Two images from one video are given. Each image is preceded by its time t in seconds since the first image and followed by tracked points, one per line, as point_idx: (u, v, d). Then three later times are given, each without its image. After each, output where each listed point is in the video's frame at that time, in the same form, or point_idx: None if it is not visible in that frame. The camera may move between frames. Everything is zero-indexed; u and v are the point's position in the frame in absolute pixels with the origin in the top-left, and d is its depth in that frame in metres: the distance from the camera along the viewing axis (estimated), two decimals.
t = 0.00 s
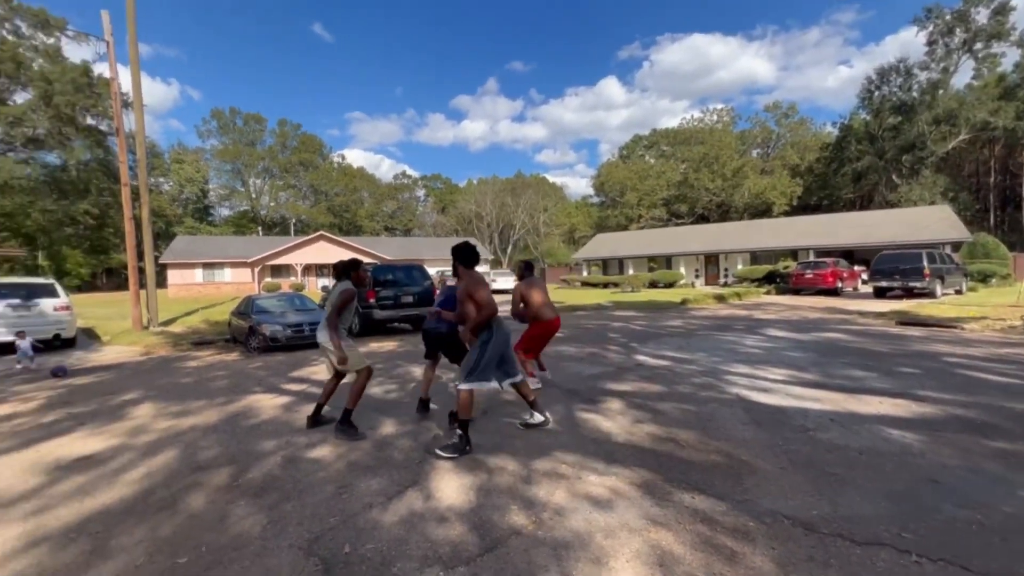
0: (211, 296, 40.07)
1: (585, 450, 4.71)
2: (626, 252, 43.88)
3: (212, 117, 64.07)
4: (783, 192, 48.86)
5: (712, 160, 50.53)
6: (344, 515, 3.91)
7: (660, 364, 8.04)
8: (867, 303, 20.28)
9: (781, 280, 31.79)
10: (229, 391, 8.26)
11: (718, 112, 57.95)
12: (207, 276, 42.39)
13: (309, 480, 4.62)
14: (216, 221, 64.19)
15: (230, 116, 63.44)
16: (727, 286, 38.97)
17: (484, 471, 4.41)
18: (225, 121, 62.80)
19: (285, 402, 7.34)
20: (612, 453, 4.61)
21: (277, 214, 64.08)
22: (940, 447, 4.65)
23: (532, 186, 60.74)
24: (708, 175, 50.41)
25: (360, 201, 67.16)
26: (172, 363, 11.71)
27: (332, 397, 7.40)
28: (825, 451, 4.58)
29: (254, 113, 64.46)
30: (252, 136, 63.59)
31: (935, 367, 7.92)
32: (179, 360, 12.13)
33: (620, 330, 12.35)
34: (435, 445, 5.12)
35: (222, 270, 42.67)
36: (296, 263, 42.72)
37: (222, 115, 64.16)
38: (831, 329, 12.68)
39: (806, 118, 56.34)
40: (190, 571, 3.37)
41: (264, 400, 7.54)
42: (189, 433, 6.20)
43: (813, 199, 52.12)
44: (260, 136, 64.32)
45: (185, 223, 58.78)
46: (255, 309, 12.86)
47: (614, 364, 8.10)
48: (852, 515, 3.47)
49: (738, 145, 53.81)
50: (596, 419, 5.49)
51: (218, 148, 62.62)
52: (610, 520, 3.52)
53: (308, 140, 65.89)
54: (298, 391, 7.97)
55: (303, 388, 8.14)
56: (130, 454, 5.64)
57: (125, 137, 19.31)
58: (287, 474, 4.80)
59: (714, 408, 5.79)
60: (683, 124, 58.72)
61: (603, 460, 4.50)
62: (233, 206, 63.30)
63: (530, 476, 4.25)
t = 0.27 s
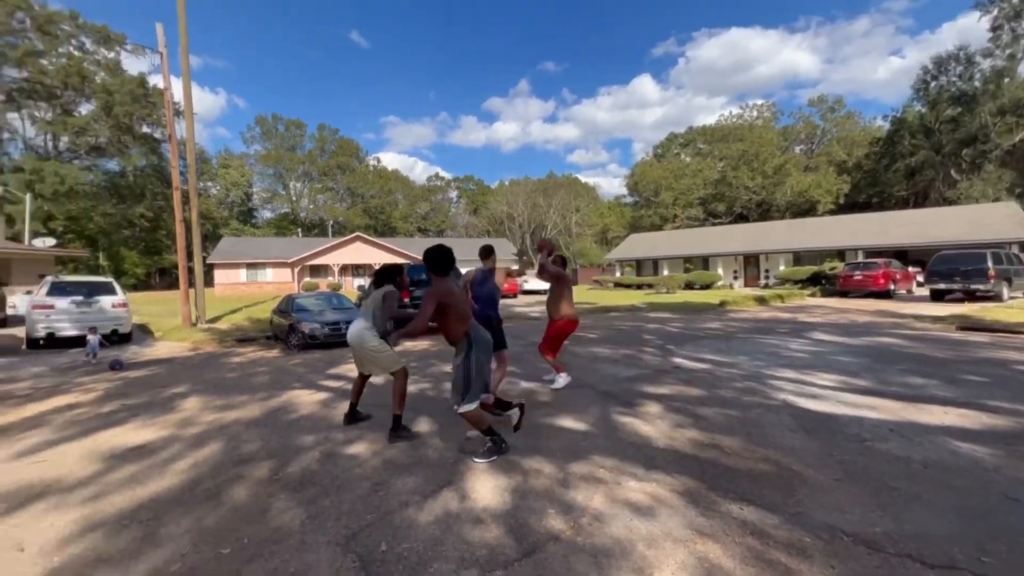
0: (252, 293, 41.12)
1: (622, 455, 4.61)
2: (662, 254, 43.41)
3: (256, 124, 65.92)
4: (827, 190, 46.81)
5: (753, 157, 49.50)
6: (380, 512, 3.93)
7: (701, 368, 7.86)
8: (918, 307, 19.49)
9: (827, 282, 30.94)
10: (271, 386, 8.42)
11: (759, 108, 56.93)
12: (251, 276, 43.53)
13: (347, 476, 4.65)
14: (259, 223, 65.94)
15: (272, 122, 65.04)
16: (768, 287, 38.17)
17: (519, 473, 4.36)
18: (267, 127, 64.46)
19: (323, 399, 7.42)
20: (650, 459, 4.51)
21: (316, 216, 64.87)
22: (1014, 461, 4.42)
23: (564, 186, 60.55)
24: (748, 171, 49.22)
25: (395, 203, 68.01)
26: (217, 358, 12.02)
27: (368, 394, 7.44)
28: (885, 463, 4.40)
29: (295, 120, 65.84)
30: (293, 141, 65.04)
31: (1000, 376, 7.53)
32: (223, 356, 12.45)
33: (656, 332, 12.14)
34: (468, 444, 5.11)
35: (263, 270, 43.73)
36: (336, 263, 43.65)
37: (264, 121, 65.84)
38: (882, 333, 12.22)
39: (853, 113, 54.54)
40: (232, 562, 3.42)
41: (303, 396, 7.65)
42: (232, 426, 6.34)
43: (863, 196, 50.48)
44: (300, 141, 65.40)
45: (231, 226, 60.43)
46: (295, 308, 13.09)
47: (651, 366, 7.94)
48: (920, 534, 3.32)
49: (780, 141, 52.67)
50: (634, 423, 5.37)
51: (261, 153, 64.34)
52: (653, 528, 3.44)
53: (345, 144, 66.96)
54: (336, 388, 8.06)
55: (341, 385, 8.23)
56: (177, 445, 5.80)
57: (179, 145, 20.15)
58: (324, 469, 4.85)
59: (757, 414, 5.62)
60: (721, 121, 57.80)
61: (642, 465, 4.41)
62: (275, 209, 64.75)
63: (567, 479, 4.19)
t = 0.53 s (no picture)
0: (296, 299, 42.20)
1: (664, 474, 4.46)
2: (702, 262, 42.86)
3: (301, 137, 67.93)
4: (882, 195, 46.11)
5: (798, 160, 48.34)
6: (415, 526, 3.89)
7: (747, 383, 7.59)
8: (979, 320, 18.55)
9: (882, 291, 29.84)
10: (311, 392, 8.50)
11: (807, 110, 55.52)
12: (294, 282, 44.78)
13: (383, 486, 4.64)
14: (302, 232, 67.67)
15: (316, 135, 66.89)
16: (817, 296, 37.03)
17: (558, 491, 4.27)
18: (312, 140, 66.09)
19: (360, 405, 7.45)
20: (693, 479, 4.35)
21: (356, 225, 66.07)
22: None
23: (600, 193, 60.21)
24: (794, 176, 47.85)
25: (431, 211, 68.77)
26: (260, 364, 12.25)
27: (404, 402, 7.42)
28: (964, 493, 4.16)
29: (338, 132, 67.45)
30: (335, 152, 66.71)
31: None
32: (267, 361, 12.68)
33: (697, 343, 11.84)
34: (504, 457, 5.03)
35: (306, 278, 44.80)
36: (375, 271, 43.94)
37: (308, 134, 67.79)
38: (943, 348, 11.61)
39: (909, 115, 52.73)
40: (270, 572, 3.44)
41: (342, 402, 7.70)
42: (273, 431, 6.43)
43: (922, 201, 48.46)
44: (342, 152, 66.69)
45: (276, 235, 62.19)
46: (334, 315, 13.26)
47: (694, 380, 7.72)
48: None
49: (830, 143, 51.21)
50: (677, 440, 5.18)
51: (306, 164, 66.23)
52: (702, 558, 3.31)
53: (384, 155, 68.11)
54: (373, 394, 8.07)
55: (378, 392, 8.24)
56: (220, 449, 5.90)
57: (231, 159, 20.92)
58: (362, 478, 4.86)
59: (807, 434, 5.39)
60: (765, 124, 56.66)
61: (686, 487, 4.24)
62: (317, 218, 66.31)
63: (608, 499, 4.07)
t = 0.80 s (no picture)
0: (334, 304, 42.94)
1: (703, 492, 4.30)
2: (744, 269, 42.04)
3: (339, 147, 69.29)
4: (938, 197, 43.79)
5: (846, 162, 46.75)
6: (446, 538, 3.86)
7: (791, 397, 7.27)
8: None
9: (941, 298, 28.56)
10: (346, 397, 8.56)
11: (855, 109, 53.81)
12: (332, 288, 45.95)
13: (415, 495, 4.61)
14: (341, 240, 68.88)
15: (354, 145, 68.33)
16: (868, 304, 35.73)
17: (592, 507, 4.16)
18: (350, 150, 67.59)
19: (393, 411, 7.45)
20: (733, 497, 4.18)
21: (392, 232, 66.94)
22: None
23: (634, 199, 59.70)
24: (841, 178, 46.45)
25: (465, 219, 69.18)
26: (297, 368, 12.43)
27: (438, 409, 7.39)
28: None
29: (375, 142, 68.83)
30: (372, 162, 68.09)
31: None
32: (304, 365, 12.86)
33: (737, 353, 11.49)
34: (536, 469, 4.94)
35: (344, 284, 45.53)
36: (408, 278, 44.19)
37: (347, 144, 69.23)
38: (1005, 361, 10.95)
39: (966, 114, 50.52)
40: None
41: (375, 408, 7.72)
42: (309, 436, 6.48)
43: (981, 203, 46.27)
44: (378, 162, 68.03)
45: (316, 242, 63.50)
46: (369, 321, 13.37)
47: (734, 392, 7.47)
48: None
49: (881, 143, 49.51)
50: (718, 456, 4.98)
51: (344, 174, 67.62)
52: None
53: (419, 164, 69.01)
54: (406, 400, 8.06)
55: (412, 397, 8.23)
56: (259, 451, 5.98)
57: (274, 168, 21.43)
58: (395, 485, 4.85)
59: (855, 451, 5.14)
60: (809, 125, 55.22)
61: (728, 508, 4.03)
62: (355, 226, 67.41)
63: (644, 518, 3.94)
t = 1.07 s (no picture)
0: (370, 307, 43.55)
1: (744, 504, 4.13)
2: (786, 272, 41.06)
3: (375, 153, 70.48)
4: (1001, 195, 42.51)
5: (897, 160, 45.16)
6: (477, 541, 3.82)
7: (836, 407, 6.98)
8: None
9: (1002, 302, 27.33)
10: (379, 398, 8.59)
11: (905, 105, 51.99)
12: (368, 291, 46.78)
13: (447, 497, 4.58)
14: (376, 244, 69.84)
15: (389, 151, 69.46)
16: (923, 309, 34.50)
17: (626, 515, 4.05)
18: (385, 156, 68.95)
19: (425, 413, 7.43)
20: (775, 511, 4.02)
21: (425, 236, 67.58)
22: None
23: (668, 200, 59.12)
24: (892, 177, 45.04)
25: (497, 222, 69.48)
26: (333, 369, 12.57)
27: (470, 412, 7.34)
28: None
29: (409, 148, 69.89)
30: (406, 168, 69.11)
31: None
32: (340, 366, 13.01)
33: (778, 360, 11.14)
34: (569, 475, 4.84)
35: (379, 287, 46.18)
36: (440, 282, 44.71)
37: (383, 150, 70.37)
38: None
39: None
40: None
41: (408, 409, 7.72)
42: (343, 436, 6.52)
43: None
44: (412, 167, 69.14)
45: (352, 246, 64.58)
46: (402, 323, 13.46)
47: (775, 401, 7.23)
48: None
49: (935, 138, 47.70)
50: (759, 467, 4.80)
51: (380, 179, 68.73)
52: None
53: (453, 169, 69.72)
54: (438, 402, 8.04)
55: (444, 400, 8.21)
56: (297, 449, 6.06)
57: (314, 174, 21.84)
58: (427, 487, 4.82)
59: (908, 465, 4.89)
60: (855, 123, 53.66)
61: (771, 521, 3.88)
62: (389, 230, 68.27)
63: (681, 529, 3.82)
